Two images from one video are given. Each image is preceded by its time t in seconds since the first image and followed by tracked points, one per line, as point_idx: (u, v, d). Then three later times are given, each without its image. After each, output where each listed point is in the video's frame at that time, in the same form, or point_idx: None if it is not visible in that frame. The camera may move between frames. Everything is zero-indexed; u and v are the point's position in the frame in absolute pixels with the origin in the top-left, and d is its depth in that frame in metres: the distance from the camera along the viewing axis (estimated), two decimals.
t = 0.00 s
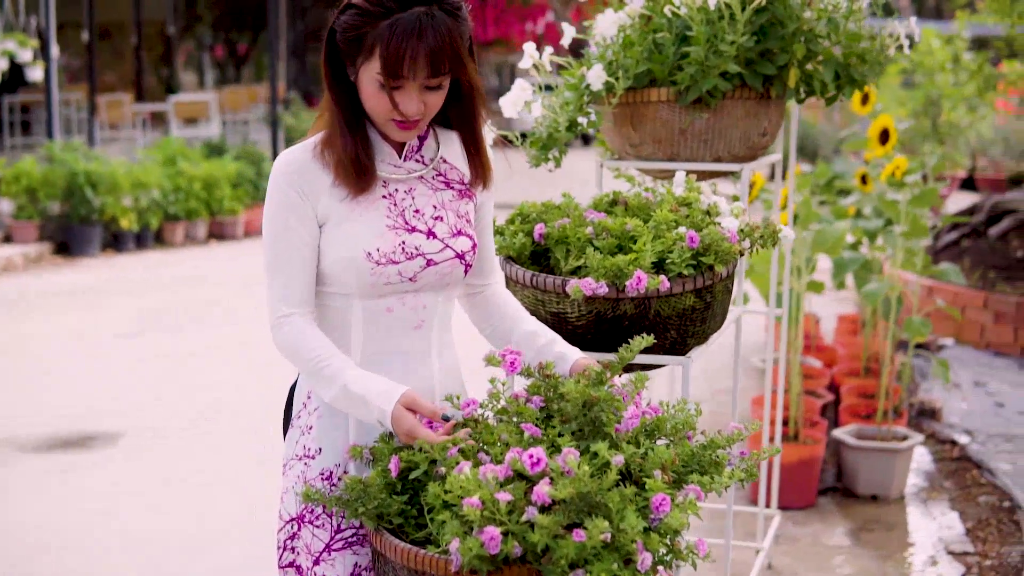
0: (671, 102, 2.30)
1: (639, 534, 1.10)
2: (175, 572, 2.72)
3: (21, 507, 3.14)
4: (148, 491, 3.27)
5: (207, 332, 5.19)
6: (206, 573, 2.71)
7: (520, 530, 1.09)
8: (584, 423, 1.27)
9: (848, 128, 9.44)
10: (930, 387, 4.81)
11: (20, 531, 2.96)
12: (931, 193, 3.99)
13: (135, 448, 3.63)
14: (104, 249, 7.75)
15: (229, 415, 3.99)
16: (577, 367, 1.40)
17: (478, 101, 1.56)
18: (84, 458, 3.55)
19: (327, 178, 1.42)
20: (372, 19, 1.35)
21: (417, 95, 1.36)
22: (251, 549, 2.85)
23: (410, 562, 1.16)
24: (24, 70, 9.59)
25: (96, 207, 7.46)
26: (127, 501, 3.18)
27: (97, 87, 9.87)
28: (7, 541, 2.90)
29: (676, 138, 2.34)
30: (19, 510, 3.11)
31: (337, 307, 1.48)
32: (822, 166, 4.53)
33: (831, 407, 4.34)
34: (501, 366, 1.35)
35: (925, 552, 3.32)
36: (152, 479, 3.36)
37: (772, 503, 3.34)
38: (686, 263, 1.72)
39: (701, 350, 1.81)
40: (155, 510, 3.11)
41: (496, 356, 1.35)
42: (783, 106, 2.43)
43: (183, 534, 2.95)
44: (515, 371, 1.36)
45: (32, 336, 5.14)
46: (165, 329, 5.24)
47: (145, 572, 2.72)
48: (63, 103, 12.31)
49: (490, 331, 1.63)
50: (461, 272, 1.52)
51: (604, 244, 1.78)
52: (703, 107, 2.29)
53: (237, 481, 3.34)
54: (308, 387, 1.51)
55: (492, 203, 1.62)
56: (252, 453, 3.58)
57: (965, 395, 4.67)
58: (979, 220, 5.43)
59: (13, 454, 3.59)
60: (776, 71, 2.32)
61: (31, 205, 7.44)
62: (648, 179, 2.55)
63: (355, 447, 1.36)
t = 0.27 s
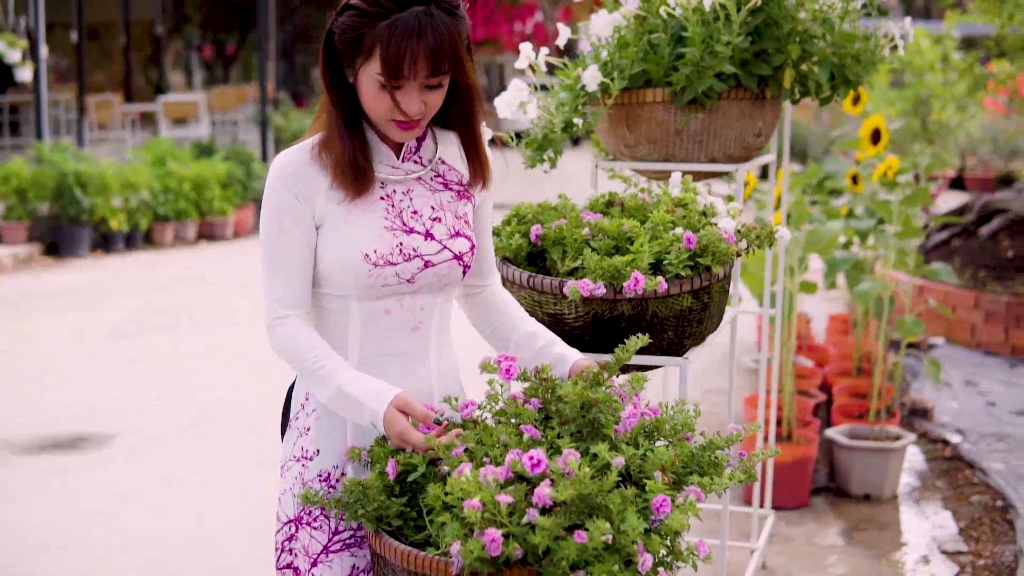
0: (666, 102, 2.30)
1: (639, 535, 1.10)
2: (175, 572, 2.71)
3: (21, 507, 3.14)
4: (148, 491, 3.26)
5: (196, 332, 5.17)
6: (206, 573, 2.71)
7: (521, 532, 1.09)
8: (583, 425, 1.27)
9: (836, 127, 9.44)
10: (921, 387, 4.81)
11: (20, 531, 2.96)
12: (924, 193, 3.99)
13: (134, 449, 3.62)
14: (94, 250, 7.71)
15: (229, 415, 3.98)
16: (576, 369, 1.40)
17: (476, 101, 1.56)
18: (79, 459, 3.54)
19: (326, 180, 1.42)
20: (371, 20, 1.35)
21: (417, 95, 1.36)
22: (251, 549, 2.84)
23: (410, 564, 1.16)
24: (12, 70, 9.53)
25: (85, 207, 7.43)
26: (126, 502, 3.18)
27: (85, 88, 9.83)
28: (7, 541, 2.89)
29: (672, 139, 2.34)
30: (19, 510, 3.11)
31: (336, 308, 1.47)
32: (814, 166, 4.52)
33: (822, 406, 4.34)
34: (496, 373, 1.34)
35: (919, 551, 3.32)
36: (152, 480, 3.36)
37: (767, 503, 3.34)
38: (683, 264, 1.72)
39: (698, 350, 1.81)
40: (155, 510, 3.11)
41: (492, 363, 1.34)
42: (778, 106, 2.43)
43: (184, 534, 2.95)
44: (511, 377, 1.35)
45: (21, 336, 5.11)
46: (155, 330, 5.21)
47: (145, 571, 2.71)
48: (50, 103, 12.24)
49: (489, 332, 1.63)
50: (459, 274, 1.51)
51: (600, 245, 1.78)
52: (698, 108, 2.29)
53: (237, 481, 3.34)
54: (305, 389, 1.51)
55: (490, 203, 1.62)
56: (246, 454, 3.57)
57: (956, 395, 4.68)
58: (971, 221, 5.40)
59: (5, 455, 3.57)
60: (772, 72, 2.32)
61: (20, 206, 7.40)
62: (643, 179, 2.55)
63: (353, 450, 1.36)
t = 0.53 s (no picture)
0: (662, 103, 2.29)
1: (642, 537, 1.10)
2: (175, 572, 2.71)
3: (21, 506, 3.14)
4: (148, 491, 3.26)
5: (185, 333, 5.15)
6: (206, 573, 2.71)
7: (523, 535, 1.08)
8: (584, 427, 1.27)
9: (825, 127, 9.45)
10: (912, 386, 4.82)
11: (20, 532, 2.96)
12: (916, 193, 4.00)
13: (134, 449, 3.62)
14: (83, 251, 7.68)
15: (230, 414, 3.98)
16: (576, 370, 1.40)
17: (475, 102, 1.56)
18: (74, 460, 3.53)
19: (325, 182, 1.42)
20: (372, 21, 1.34)
21: (421, 96, 1.35)
22: (249, 550, 2.84)
23: (411, 567, 1.15)
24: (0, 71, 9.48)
25: (74, 208, 7.39)
26: (126, 502, 3.18)
27: (74, 88, 9.78)
28: (7, 542, 2.90)
29: (667, 140, 2.34)
30: (19, 510, 3.12)
31: (334, 310, 1.47)
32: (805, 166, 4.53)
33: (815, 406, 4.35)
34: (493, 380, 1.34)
35: (913, 550, 3.34)
36: (152, 479, 3.36)
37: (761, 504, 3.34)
38: (681, 265, 1.72)
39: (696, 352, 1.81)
40: (155, 510, 3.11)
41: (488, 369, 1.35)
42: (773, 107, 2.43)
43: (184, 534, 2.95)
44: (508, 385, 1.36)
45: (9, 337, 5.08)
46: (144, 331, 5.19)
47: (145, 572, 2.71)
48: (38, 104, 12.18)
49: (488, 333, 1.62)
50: (458, 275, 1.51)
51: (598, 246, 1.78)
52: (694, 109, 2.29)
53: (237, 481, 3.34)
54: (304, 391, 1.50)
55: (490, 204, 1.61)
56: (240, 455, 3.56)
57: (947, 395, 4.68)
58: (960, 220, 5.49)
59: None
60: (767, 72, 2.32)
61: (9, 206, 7.36)
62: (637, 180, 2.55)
63: (352, 452, 1.35)
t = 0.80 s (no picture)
0: (657, 103, 2.30)
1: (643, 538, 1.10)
2: (175, 572, 2.71)
3: (21, 506, 3.14)
4: (148, 491, 3.26)
5: (174, 334, 5.12)
6: (207, 573, 2.71)
7: (524, 536, 1.08)
8: (584, 428, 1.26)
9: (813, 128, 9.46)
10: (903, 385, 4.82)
11: (20, 532, 2.95)
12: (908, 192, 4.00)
13: (133, 449, 3.61)
14: (72, 252, 7.64)
15: (228, 414, 3.97)
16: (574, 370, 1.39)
17: (473, 102, 1.56)
18: (65, 461, 3.51)
19: (323, 184, 1.41)
20: (374, 22, 1.34)
21: (423, 96, 1.35)
22: (249, 549, 2.84)
23: (412, 569, 1.15)
24: None
25: (63, 209, 7.35)
26: (124, 502, 3.16)
27: (62, 88, 9.72)
28: (7, 542, 2.89)
29: (663, 140, 2.34)
30: (18, 511, 3.11)
31: (332, 311, 1.47)
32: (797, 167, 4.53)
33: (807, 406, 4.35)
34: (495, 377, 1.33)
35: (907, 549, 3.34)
36: (151, 479, 3.35)
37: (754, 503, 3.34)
38: (678, 266, 1.72)
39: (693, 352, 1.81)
40: (155, 510, 3.11)
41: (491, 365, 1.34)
42: (768, 107, 2.43)
43: (184, 533, 2.95)
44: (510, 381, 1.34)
45: None
46: (132, 332, 5.16)
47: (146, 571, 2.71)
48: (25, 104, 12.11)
49: (486, 333, 1.62)
50: (456, 276, 1.51)
51: (595, 247, 1.77)
52: (690, 109, 2.29)
53: (237, 480, 3.33)
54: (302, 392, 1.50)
55: (488, 203, 1.61)
56: (232, 455, 3.54)
57: (938, 394, 4.68)
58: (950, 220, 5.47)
59: None
60: (762, 72, 2.32)
61: None
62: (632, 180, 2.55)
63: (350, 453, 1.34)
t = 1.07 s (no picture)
0: (652, 103, 2.29)
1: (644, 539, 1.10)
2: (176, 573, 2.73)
3: (19, 507, 3.14)
4: (149, 491, 3.26)
5: (163, 335, 5.11)
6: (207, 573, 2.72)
7: (525, 537, 1.08)
8: (584, 428, 1.26)
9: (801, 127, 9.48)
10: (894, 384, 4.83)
11: (20, 534, 2.96)
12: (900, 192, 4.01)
13: (135, 449, 3.61)
14: (61, 252, 7.61)
15: (228, 415, 3.96)
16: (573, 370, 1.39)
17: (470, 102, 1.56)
18: (56, 462, 3.51)
19: (321, 185, 1.41)
20: (376, 22, 1.34)
21: (426, 95, 1.36)
22: (247, 550, 2.85)
23: (412, 570, 1.15)
24: None
25: (52, 209, 7.32)
26: (125, 503, 3.17)
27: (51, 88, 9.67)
28: (7, 542, 2.91)
29: (658, 140, 2.34)
30: (19, 511, 3.12)
31: (330, 311, 1.47)
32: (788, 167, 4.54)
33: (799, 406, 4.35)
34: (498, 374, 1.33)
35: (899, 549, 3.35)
36: (152, 480, 3.36)
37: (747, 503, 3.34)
38: (676, 266, 1.71)
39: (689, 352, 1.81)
40: (156, 510, 3.12)
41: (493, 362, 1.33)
42: (763, 107, 2.43)
43: (184, 534, 2.96)
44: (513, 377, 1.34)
45: None
46: (121, 333, 5.14)
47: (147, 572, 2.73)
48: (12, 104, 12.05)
49: (481, 334, 1.62)
50: (454, 276, 1.50)
51: (592, 247, 1.77)
52: (685, 109, 2.29)
53: (237, 481, 3.34)
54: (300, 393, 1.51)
55: (485, 203, 1.61)
56: (228, 456, 3.55)
57: (929, 393, 4.69)
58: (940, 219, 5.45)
59: None
60: (757, 73, 2.32)
61: None
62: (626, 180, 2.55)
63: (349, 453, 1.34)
